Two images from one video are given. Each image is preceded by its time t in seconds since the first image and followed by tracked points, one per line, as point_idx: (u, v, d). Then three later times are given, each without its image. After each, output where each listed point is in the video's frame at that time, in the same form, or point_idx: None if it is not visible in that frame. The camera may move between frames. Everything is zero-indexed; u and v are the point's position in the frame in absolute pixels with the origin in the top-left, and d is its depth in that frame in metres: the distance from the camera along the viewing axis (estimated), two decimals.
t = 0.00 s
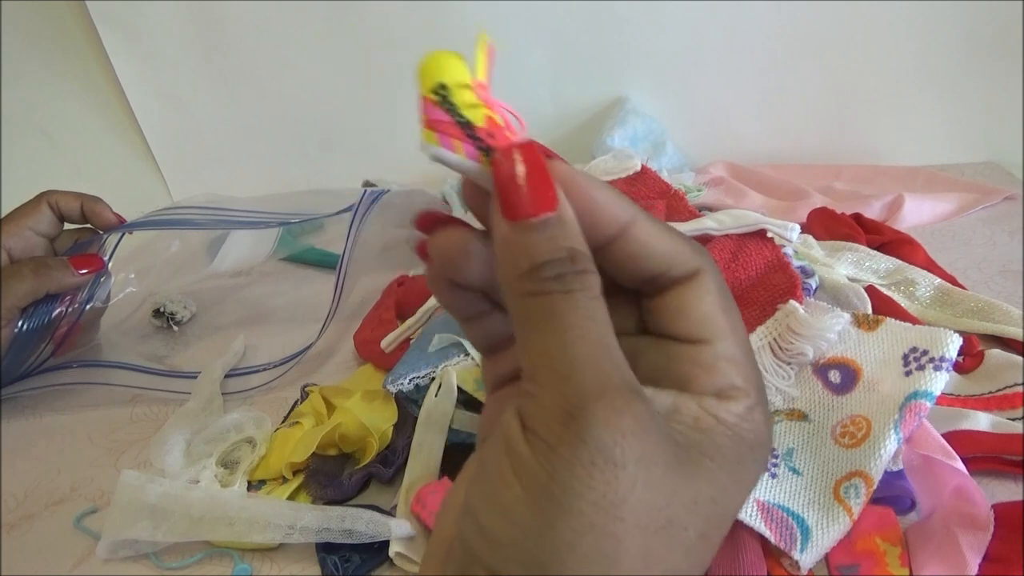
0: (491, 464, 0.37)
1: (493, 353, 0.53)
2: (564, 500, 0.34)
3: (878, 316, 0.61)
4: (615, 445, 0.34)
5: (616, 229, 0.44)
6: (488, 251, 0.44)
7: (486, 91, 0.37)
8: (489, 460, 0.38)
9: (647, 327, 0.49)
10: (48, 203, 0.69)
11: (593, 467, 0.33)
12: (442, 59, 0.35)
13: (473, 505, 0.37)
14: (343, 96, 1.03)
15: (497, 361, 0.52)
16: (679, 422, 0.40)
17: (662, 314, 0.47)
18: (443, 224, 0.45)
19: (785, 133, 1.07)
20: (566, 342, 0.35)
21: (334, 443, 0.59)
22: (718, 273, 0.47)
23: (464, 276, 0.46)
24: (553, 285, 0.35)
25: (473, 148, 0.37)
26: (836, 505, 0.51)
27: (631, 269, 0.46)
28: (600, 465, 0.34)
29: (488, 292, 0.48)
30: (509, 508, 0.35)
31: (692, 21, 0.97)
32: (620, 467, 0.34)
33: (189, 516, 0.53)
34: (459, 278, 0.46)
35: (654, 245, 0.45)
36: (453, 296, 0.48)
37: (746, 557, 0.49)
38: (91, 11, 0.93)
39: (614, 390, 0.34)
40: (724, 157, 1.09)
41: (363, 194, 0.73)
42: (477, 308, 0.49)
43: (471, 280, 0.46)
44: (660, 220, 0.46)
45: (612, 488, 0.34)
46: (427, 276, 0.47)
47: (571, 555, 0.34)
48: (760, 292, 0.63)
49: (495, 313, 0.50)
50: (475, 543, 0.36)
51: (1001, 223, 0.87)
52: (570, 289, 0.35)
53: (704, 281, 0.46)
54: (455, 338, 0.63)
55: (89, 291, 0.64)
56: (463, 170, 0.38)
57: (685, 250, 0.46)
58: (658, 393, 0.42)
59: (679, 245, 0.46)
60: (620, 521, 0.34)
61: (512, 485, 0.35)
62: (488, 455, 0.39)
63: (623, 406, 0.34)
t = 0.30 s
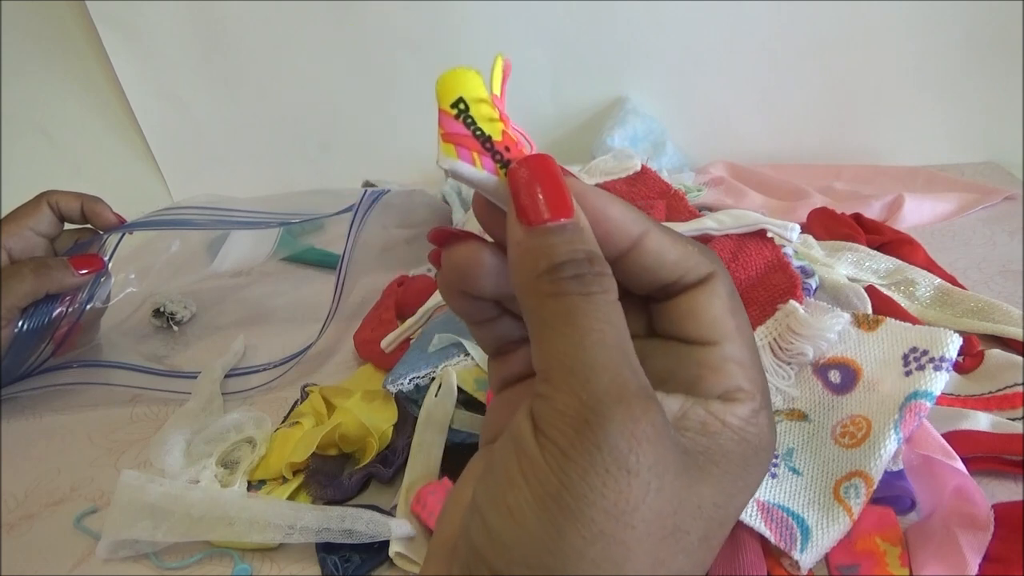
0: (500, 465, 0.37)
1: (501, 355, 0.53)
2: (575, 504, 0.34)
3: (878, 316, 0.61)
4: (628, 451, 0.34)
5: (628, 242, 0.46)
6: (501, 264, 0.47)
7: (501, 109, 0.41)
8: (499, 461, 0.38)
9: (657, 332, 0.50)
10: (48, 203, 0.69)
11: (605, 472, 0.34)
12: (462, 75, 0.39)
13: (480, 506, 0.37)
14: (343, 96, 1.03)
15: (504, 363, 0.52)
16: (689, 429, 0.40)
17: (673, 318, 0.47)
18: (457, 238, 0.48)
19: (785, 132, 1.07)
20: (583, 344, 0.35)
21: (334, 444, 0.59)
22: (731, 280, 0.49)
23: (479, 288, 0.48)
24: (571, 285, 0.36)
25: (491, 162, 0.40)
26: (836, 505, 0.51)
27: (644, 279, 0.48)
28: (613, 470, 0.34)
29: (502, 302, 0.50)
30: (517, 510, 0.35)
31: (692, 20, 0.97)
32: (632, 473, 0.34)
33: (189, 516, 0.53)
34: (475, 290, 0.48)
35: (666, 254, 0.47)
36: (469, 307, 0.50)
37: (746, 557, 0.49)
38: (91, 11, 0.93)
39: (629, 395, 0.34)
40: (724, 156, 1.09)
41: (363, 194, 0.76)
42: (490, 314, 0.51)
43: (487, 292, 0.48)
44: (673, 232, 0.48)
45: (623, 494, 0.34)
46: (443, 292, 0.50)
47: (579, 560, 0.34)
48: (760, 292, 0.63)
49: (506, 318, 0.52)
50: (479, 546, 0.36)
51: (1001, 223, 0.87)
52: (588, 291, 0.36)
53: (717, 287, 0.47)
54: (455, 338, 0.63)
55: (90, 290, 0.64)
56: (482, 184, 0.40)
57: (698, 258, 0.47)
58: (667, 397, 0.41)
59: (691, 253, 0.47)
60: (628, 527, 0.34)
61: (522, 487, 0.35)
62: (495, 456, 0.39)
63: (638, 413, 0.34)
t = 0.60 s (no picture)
0: (491, 464, 0.38)
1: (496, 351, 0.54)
2: (565, 499, 0.34)
3: (878, 316, 0.61)
4: (616, 445, 0.34)
5: (624, 236, 0.46)
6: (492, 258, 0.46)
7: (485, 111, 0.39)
8: (489, 459, 0.38)
9: (653, 324, 0.50)
10: (48, 203, 0.69)
11: (593, 468, 0.34)
12: (439, 82, 0.38)
13: (472, 505, 0.37)
14: (343, 96, 1.03)
15: (500, 358, 0.53)
16: (680, 421, 0.40)
17: (667, 308, 0.48)
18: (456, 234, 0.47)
19: (785, 132, 1.07)
20: (568, 341, 0.35)
21: (334, 444, 0.59)
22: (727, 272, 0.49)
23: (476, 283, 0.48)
24: (554, 282, 0.36)
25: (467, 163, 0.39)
26: (836, 505, 0.51)
27: (640, 271, 0.48)
28: (601, 465, 0.34)
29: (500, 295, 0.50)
30: (509, 508, 0.35)
31: (693, 20, 0.97)
32: (620, 468, 0.34)
33: (190, 516, 0.53)
34: (472, 285, 0.49)
35: (662, 247, 0.47)
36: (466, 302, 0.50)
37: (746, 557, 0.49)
38: (91, 11, 0.93)
39: (615, 390, 0.34)
40: (724, 156, 1.09)
41: (362, 194, 0.75)
42: (488, 308, 0.52)
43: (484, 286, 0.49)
44: (668, 223, 0.48)
45: (612, 489, 0.34)
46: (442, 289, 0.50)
47: (571, 557, 0.34)
48: (760, 292, 0.63)
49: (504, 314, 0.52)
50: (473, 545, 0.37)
51: (1001, 223, 0.87)
52: (570, 287, 0.36)
53: (713, 278, 0.47)
54: (455, 338, 0.63)
55: (90, 291, 0.64)
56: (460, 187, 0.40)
57: (692, 249, 0.47)
58: (658, 390, 0.41)
59: (686, 245, 0.47)
60: (618, 521, 0.35)
61: (512, 486, 0.35)
62: (485, 454, 0.39)
63: (625, 408, 0.34)
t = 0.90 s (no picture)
0: (486, 462, 0.38)
1: (502, 348, 0.54)
2: (560, 495, 0.34)
3: (878, 316, 0.61)
4: (611, 441, 0.34)
5: (619, 238, 0.46)
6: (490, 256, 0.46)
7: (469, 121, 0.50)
8: (485, 459, 0.38)
9: (655, 320, 0.50)
10: (48, 203, 0.69)
11: (589, 463, 0.34)
12: (423, 99, 0.50)
13: (468, 502, 0.37)
14: (343, 96, 1.03)
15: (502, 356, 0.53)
16: (676, 419, 0.40)
17: (667, 306, 0.48)
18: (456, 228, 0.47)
19: (785, 133, 1.07)
20: (562, 337, 0.35)
21: (334, 444, 0.59)
22: (731, 269, 0.48)
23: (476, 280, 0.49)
24: (545, 279, 0.37)
25: (458, 177, 0.51)
26: (836, 505, 0.51)
27: (641, 272, 0.48)
28: (597, 460, 0.34)
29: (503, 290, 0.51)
30: (504, 504, 0.35)
31: (693, 20, 0.97)
32: (617, 463, 0.34)
33: (189, 516, 0.53)
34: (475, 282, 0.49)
35: (659, 246, 0.46)
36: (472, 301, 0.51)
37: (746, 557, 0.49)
38: (91, 11, 0.93)
39: (610, 385, 0.34)
40: (724, 156, 1.09)
41: (363, 194, 0.75)
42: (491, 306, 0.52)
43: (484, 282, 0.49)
44: (667, 220, 0.48)
45: (609, 485, 0.34)
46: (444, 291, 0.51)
47: (567, 553, 0.34)
48: (760, 292, 0.63)
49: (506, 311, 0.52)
50: (468, 544, 0.36)
51: (1001, 223, 0.87)
52: (562, 285, 0.36)
53: (713, 275, 0.47)
54: (455, 338, 0.63)
55: (91, 291, 0.64)
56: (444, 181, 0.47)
57: (692, 246, 0.47)
58: (655, 389, 0.42)
59: (685, 243, 0.47)
60: (615, 517, 0.34)
61: (508, 482, 0.35)
62: (481, 453, 0.39)
63: (621, 405, 0.34)
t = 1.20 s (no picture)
0: (462, 448, 0.39)
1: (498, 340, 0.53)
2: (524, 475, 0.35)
3: (878, 316, 0.61)
4: (570, 423, 0.34)
5: (638, 221, 0.46)
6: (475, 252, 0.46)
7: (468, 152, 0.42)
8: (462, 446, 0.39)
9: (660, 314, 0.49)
10: (48, 203, 0.69)
11: (548, 441, 0.34)
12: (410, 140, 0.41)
13: (445, 488, 0.39)
14: (343, 96, 1.03)
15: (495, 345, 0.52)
16: (656, 403, 0.40)
17: (676, 296, 0.47)
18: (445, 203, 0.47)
19: (785, 133, 1.07)
20: (517, 329, 0.36)
21: (334, 444, 0.59)
22: (744, 265, 0.48)
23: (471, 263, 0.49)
24: (504, 279, 0.37)
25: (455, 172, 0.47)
26: (836, 505, 0.51)
27: (655, 258, 0.48)
28: (556, 439, 0.34)
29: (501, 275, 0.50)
30: (474, 487, 0.36)
31: (693, 20, 0.97)
32: (576, 441, 0.34)
33: (190, 516, 0.52)
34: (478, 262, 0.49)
35: (675, 232, 0.46)
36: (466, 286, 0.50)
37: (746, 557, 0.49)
38: (91, 11, 0.93)
39: (563, 369, 0.35)
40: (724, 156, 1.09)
41: (363, 194, 0.75)
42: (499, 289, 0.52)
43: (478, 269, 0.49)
44: (686, 209, 0.48)
45: (570, 466, 0.34)
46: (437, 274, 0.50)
47: (536, 528, 0.35)
48: (760, 292, 0.63)
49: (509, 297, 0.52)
50: (446, 526, 0.38)
51: (1001, 223, 0.87)
52: (521, 279, 0.37)
53: (724, 270, 0.46)
54: (455, 338, 0.63)
55: (91, 291, 0.64)
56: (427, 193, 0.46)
57: (708, 236, 0.47)
58: (643, 375, 0.41)
59: (702, 233, 0.47)
60: (581, 499, 0.35)
61: (478, 466, 0.37)
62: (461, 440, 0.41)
63: (580, 388, 0.34)
